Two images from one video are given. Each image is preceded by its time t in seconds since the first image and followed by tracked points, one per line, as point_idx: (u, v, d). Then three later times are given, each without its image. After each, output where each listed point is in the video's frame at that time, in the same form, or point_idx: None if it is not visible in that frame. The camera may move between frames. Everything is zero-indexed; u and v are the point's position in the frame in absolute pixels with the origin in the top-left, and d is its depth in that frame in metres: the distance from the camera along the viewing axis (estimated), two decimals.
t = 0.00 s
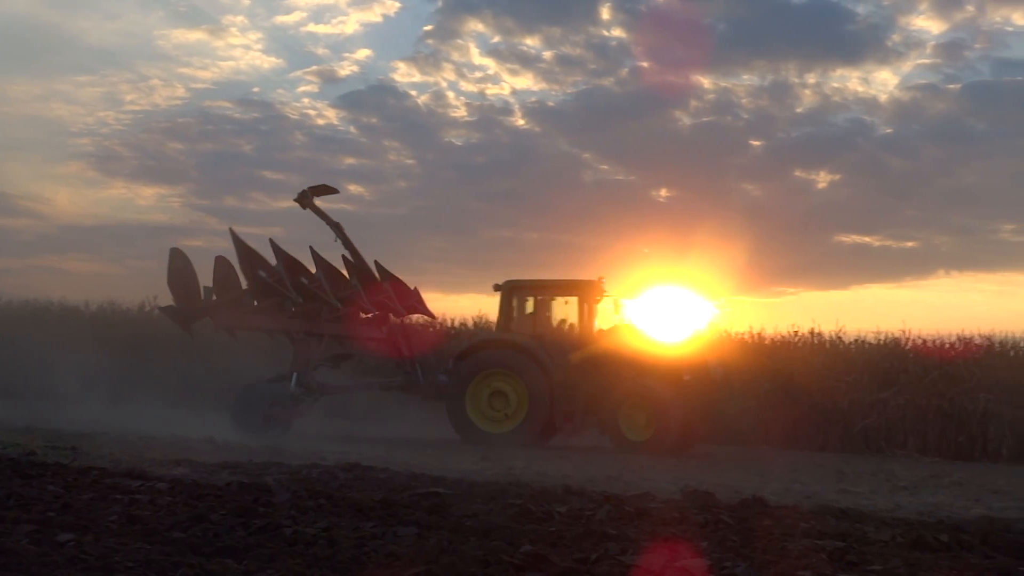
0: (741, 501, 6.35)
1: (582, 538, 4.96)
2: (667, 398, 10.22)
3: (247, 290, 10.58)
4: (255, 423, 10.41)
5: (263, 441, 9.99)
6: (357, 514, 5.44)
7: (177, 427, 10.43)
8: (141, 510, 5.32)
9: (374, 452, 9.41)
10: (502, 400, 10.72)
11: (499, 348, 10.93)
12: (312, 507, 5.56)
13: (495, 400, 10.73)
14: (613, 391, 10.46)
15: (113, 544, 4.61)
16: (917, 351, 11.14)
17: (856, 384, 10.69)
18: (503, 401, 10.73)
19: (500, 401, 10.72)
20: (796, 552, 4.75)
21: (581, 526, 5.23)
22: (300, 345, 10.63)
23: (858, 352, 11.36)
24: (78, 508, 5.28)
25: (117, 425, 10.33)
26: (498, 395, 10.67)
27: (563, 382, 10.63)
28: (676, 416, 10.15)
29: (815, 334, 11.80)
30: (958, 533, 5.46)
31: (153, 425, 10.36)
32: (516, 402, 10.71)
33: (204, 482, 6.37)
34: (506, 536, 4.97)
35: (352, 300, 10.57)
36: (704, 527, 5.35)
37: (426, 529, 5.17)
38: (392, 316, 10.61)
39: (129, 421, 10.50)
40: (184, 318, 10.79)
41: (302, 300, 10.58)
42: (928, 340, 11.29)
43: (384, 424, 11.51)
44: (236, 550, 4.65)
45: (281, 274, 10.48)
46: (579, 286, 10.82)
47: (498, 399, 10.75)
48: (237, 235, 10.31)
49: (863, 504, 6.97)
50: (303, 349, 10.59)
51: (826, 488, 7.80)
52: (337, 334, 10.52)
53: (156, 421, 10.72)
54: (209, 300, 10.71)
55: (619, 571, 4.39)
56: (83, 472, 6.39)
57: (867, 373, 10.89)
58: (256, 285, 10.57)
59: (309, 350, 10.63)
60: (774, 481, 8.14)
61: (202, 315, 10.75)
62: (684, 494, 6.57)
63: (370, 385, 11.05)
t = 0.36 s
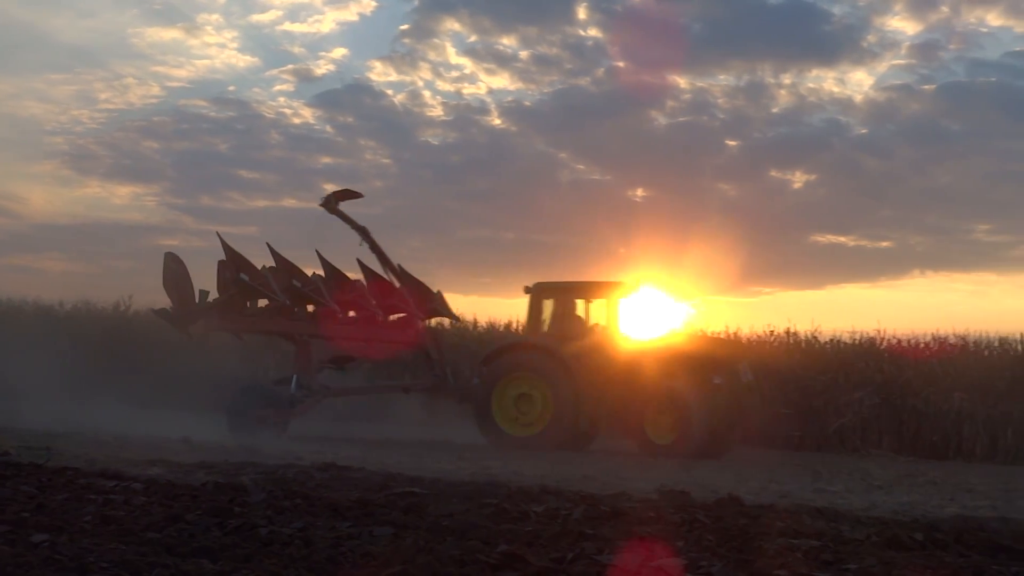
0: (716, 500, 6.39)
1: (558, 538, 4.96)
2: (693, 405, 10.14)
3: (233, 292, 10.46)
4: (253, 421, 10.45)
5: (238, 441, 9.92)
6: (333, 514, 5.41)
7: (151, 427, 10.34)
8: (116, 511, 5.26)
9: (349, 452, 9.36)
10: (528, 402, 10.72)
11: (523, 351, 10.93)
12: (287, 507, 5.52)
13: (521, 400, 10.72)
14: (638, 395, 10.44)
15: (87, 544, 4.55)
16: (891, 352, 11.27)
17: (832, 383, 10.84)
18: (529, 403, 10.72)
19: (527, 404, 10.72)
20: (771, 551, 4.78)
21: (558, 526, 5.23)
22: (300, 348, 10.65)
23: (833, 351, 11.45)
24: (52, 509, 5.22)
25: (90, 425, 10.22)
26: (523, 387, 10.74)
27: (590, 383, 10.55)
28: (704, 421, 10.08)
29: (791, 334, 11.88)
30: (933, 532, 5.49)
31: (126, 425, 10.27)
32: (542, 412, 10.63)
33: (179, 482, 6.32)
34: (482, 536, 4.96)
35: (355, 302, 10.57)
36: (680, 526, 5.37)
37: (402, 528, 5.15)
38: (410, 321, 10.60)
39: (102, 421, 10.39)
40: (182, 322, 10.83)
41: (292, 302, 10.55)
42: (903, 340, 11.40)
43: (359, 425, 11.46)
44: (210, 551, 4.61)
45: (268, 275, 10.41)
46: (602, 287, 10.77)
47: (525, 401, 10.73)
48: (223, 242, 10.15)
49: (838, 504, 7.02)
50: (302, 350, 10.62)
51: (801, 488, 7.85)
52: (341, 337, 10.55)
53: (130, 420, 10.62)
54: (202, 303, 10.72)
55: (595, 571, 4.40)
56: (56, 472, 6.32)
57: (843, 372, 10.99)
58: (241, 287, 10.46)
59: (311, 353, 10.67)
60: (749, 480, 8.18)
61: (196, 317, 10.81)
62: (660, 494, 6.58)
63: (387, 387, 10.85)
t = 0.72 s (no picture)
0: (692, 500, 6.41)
1: (535, 537, 4.96)
2: (713, 399, 9.89)
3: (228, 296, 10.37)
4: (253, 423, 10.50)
5: (213, 442, 9.83)
6: (310, 514, 5.37)
7: (125, 427, 10.23)
8: (90, 511, 5.20)
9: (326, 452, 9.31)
10: (555, 403, 10.90)
11: (555, 353, 11.10)
12: (263, 507, 5.47)
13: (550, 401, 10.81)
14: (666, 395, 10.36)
15: (61, 545, 4.50)
16: (866, 353, 11.41)
17: (808, 383, 10.94)
18: (557, 405, 10.89)
19: (554, 405, 10.90)
20: (747, 550, 4.82)
21: (534, 526, 5.23)
22: (308, 350, 10.59)
23: (809, 351, 11.55)
24: (26, 509, 5.16)
25: (62, 424, 10.09)
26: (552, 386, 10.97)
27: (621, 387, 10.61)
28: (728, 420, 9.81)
29: (767, 334, 11.98)
30: (909, 531, 5.54)
31: (100, 425, 10.15)
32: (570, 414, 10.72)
33: (154, 482, 6.26)
34: (459, 536, 4.95)
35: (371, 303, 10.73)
36: (656, 526, 5.38)
37: (378, 529, 5.13)
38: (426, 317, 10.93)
39: (74, 421, 10.28)
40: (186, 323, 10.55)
41: (291, 304, 10.49)
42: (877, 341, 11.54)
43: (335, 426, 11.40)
44: (185, 551, 4.56)
45: (261, 280, 10.45)
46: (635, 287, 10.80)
47: (553, 403, 10.91)
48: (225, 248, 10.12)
49: (813, 503, 7.08)
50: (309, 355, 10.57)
51: (777, 487, 7.91)
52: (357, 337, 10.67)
53: (103, 421, 10.51)
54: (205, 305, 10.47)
55: (572, 570, 4.41)
56: (30, 472, 6.24)
57: (819, 373, 11.11)
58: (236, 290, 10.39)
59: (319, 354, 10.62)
60: (726, 480, 8.22)
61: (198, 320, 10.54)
62: (636, 494, 6.59)
63: (408, 386, 10.91)
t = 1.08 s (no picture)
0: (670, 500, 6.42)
1: (512, 537, 4.95)
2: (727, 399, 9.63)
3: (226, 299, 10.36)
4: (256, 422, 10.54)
5: (188, 442, 9.74)
6: (286, 515, 5.34)
7: (98, 426, 10.12)
8: (65, 512, 5.14)
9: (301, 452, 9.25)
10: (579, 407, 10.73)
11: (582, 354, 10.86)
12: (240, 508, 5.43)
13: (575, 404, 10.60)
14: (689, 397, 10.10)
15: (35, 546, 4.45)
16: (843, 352, 11.50)
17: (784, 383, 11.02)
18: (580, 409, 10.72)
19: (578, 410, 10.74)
20: (724, 549, 4.84)
21: (512, 526, 5.23)
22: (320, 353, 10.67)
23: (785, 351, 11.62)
24: None
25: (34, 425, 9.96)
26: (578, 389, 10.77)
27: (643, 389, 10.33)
28: (748, 421, 9.53)
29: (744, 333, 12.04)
30: (884, 531, 5.58)
31: (73, 425, 10.03)
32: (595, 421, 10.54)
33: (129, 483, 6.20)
34: (435, 536, 4.94)
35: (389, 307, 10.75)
36: (634, 526, 5.39)
37: (355, 529, 5.10)
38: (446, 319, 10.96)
39: (47, 421, 10.15)
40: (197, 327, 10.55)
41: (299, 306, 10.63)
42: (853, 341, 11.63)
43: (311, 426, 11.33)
44: (160, 552, 4.51)
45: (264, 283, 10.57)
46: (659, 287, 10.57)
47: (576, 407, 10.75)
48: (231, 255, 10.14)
49: (790, 503, 7.12)
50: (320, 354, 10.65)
51: (754, 486, 7.95)
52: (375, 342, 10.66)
53: (76, 421, 10.39)
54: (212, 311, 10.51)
55: (548, 570, 4.41)
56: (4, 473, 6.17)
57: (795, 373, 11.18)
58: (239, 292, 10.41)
59: (330, 357, 10.67)
60: (703, 479, 8.25)
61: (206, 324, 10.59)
62: (614, 493, 6.60)
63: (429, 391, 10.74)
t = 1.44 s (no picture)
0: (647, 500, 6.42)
1: (488, 537, 4.94)
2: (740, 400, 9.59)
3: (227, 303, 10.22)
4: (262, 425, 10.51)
5: (163, 442, 9.66)
6: (263, 515, 5.30)
7: (72, 426, 10.01)
8: (40, 512, 5.08)
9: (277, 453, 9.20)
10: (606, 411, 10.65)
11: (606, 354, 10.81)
12: (217, 508, 5.38)
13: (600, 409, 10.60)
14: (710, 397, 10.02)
15: (9, 546, 4.38)
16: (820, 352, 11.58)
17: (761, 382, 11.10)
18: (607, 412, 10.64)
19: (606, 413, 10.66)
20: (700, 549, 4.87)
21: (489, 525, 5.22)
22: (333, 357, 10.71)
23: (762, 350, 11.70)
24: None
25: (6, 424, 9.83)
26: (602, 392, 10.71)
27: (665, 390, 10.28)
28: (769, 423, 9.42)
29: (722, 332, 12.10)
30: (860, 530, 5.61)
31: (46, 425, 9.91)
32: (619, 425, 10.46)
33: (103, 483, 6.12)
34: (413, 536, 4.92)
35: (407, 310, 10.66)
36: (610, 525, 5.40)
37: (333, 529, 5.07)
38: (469, 324, 11.01)
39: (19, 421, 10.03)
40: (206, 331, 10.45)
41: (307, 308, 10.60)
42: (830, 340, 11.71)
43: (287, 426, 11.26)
44: (136, 552, 4.46)
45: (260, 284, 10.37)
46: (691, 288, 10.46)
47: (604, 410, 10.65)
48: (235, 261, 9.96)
49: (767, 502, 7.15)
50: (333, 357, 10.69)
51: (731, 486, 7.98)
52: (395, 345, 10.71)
53: (49, 421, 10.27)
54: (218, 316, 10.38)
55: (526, 570, 4.40)
56: None
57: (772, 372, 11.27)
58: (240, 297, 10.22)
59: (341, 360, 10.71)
60: (681, 479, 8.28)
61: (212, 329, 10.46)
62: (590, 493, 6.60)
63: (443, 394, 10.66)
